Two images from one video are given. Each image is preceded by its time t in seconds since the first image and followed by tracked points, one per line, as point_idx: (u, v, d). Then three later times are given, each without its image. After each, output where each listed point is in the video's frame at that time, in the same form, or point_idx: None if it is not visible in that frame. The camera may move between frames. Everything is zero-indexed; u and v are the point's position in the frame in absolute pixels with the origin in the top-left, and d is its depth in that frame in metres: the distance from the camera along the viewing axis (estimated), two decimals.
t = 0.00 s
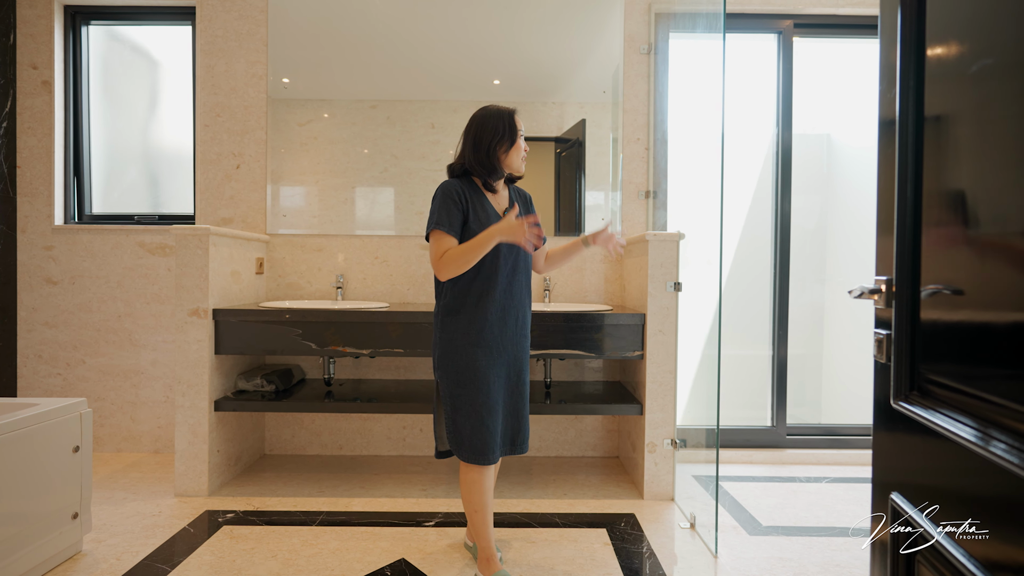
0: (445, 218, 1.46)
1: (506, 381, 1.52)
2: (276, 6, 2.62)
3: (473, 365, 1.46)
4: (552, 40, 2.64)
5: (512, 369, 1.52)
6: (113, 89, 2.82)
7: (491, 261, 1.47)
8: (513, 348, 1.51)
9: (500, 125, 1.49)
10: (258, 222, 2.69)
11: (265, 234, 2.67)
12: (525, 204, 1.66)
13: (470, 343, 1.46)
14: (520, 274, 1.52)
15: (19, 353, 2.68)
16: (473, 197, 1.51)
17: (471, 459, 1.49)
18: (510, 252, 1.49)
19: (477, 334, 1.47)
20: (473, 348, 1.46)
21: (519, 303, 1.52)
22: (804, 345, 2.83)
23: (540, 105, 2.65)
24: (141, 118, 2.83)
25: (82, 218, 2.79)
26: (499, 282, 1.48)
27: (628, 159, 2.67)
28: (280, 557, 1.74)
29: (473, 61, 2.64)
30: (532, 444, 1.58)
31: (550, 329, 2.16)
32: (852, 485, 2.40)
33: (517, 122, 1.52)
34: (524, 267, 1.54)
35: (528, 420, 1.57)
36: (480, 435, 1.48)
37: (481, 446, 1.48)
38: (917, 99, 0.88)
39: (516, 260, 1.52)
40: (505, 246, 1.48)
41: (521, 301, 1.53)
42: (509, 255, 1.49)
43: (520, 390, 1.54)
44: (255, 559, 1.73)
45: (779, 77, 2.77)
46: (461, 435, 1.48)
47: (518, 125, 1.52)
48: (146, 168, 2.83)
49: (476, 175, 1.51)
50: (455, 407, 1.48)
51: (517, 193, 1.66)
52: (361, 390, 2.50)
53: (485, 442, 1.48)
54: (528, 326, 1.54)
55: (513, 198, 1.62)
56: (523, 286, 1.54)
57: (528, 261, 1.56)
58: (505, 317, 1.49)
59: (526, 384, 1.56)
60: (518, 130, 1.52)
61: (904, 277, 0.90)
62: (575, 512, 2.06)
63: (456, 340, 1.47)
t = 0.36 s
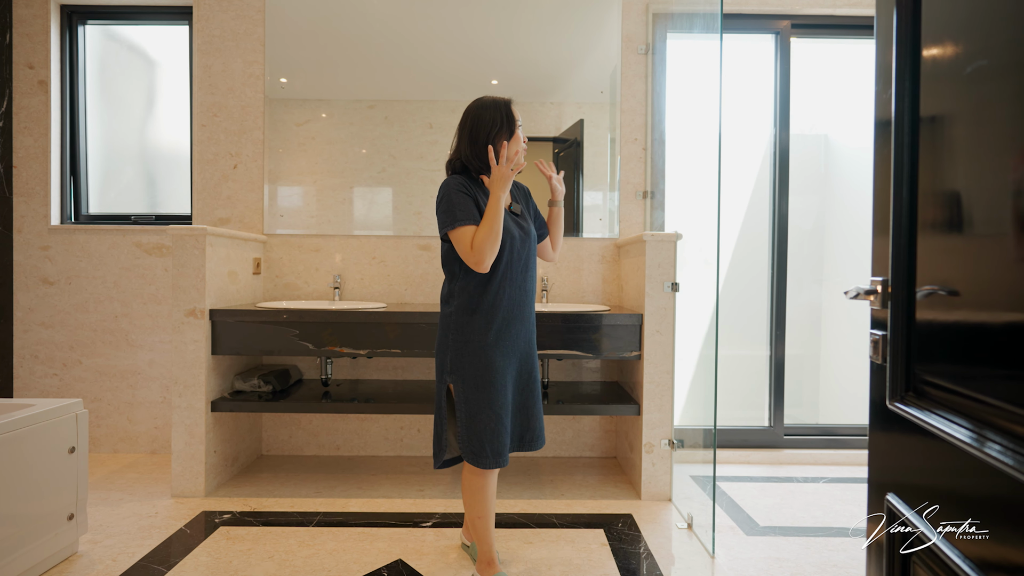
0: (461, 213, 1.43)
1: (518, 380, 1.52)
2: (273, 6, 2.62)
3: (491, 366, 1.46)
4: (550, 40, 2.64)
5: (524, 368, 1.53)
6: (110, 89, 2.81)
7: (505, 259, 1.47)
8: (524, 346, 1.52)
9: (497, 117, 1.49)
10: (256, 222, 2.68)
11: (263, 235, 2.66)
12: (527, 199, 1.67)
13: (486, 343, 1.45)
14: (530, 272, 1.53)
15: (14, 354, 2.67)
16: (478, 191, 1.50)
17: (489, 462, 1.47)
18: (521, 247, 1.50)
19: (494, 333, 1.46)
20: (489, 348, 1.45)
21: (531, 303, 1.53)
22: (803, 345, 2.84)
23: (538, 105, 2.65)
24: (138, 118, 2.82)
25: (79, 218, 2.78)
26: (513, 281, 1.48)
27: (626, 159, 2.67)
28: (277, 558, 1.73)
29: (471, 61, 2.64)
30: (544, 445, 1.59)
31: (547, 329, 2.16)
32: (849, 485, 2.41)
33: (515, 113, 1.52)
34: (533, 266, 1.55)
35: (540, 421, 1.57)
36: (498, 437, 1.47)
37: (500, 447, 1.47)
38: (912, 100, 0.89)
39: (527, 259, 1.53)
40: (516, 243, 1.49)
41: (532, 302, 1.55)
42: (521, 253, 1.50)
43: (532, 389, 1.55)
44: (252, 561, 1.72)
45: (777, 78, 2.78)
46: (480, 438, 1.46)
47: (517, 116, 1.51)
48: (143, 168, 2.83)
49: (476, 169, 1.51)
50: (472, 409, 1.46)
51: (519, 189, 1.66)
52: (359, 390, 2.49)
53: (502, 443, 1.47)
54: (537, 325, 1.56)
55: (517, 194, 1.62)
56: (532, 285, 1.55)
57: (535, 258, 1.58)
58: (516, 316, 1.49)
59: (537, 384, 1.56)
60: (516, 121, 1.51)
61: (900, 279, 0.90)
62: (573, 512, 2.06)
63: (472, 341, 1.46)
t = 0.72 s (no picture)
0: (455, 215, 1.43)
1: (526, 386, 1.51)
2: (271, 5, 2.61)
3: (494, 371, 1.45)
4: (548, 40, 2.64)
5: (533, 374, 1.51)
6: (107, 88, 2.80)
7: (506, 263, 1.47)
8: (531, 352, 1.51)
9: (467, 118, 1.53)
10: (253, 222, 2.68)
11: (260, 234, 2.66)
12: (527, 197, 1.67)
13: (489, 348, 1.45)
14: (532, 276, 1.53)
15: (11, 354, 2.66)
16: (473, 190, 1.49)
17: (497, 468, 1.45)
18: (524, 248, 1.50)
19: (497, 338, 1.45)
20: (492, 352, 1.45)
21: (536, 306, 1.53)
22: (801, 345, 2.84)
23: (536, 105, 2.65)
24: (135, 117, 2.81)
25: (76, 218, 2.77)
26: (515, 285, 1.48)
27: (624, 159, 2.67)
28: (275, 559, 1.73)
29: (469, 61, 2.63)
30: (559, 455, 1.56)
31: (545, 329, 2.16)
32: (847, 484, 2.41)
33: (493, 108, 1.50)
34: (536, 270, 1.55)
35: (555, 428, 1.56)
36: (505, 443, 1.45)
37: (508, 454, 1.45)
38: (909, 100, 0.89)
39: (530, 261, 1.53)
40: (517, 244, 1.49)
41: (537, 306, 1.54)
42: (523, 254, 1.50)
43: (542, 396, 1.53)
44: (250, 561, 1.72)
45: (774, 78, 2.78)
46: (487, 445, 1.45)
47: (493, 111, 1.50)
48: (140, 168, 2.82)
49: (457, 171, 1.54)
50: (478, 416, 1.46)
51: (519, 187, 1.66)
52: (357, 390, 2.49)
53: (511, 450, 1.46)
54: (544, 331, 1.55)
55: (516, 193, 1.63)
56: (536, 289, 1.54)
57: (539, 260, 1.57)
58: (520, 320, 1.48)
59: (548, 390, 1.55)
60: (491, 116, 1.50)
61: (896, 279, 0.90)
62: (571, 512, 2.06)
63: (474, 347, 1.46)
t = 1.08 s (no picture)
0: (454, 214, 1.45)
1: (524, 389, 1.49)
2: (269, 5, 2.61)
3: (486, 371, 1.45)
4: (547, 40, 2.64)
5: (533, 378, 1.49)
6: (104, 88, 2.80)
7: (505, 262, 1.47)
8: (530, 354, 1.48)
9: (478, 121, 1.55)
10: (252, 222, 2.68)
11: (259, 235, 2.66)
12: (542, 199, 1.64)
13: (482, 348, 1.45)
14: (533, 276, 1.51)
15: (8, 355, 2.66)
16: (476, 191, 1.50)
17: (485, 467, 1.45)
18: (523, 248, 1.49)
19: (490, 338, 1.45)
20: (484, 352, 1.45)
21: (537, 307, 1.50)
22: (799, 345, 2.84)
23: (535, 105, 2.65)
24: (133, 117, 2.81)
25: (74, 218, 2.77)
26: (512, 284, 1.47)
27: (622, 159, 2.68)
28: (274, 559, 1.73)
29: (468, 61, 2.63)
30: (559, 460, 1.54)
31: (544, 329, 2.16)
32: (845, 484, 2.42)
33: (499, 110, 1.51)
34: (538, 270, 1.53)
35: (557, 431, 1.54)
36: (496, 443, 1.45)
37: (497, 455, 1.45)
38: (907, 100, 0.89)
39: (532, 261, 1.52)
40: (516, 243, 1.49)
41: (540, 307, 1.51)
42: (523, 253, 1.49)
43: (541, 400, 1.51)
44: (248, 561, 1.71)
45: (772, 78, 2.78)
46: (476, 443, 1.45)
47: (499, 112, 1.50)
48: (138, 167, 2.81)
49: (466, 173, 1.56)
50: (468, 414, 1.46)
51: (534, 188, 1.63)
52: (355, 390, 2.49)
53: (501, 451, 1.45)
54: (545, 333, 1.52)
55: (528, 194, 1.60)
56: (538, 290, 1.52)
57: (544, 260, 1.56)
58: (516, 321, 1.46)
59: (548, 394, 1.52)
60: (496, 118, 1.50)
61: (894, 279, 0.90)
62: (569, 512, 2.06)
63: (467, 344, 1.46)
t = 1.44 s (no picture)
0: (474, 218, 1.47)
1: (540, 383, 1.49)
2: (268, 5, 2.61)
3: (503, 365, 1.45)
4: (545, 40, 2.64)
5: (548, 372, 1.49)
6: (103, 88, 2.79)
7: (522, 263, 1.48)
8: (547, 350, 1.48)
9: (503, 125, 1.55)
10: (250, 222, 2.67)
11: (257, 234, 2.65)
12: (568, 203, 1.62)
13: (498, 343, 1.46)
14: (551, 275, 1.51)
15: (6, 354, 2.65)
16: (498, 195, 1.51)
17: (501, 459, 1.45)
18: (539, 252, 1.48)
19: (507, 333, 1.46)
20: (501, 347, 1.46)
21: (555, 304, 1.50)
22: (798, 345, 2.85)
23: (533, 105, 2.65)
24: (131, 117, 2.80)
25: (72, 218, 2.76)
26: (529, 282, 1.48)
27: (621, 159, 2.68)
28: (273, 559, 1.73)
29: (466, 61, 2.63)
30: (574, 453, 1.53)
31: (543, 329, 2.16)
32: (843, 483, 2.42)
33: (526, 116, 1.51)
34: (557, 269, 1.53)
35: (573, 426, 1.53)
36: (512, 435, 1.45)
37: (513, 447, 1.45)
38: (906, 101, 0.89)
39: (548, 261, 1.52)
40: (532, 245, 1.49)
41: (558, 304, 1.51)
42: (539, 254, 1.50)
43: (558, 394, 1.51)
44: (247, 561, 1.71)
45: (771, 78, 2.79)
46: (492, 435, 1.46)
47: (524, 119, 1.51)
48: (137, 167, 2.81)
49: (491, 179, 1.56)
50: (485, 407, 1.46)
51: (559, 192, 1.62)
52: (354, 390, 2.49)
53: (516, 443, 1.45)
54: (564, 329, 1.51)
55: (553, 198, 1.59)
56: (556, 287, 1.52)
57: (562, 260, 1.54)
58: (532, 317, 1.47)
59: (566, 388, 1.51)
60: (522, 124, 1.51)
61: (894, 278, 0.91)
62: (568, 512, 2.06)
63: (484, 339, 1.47)
